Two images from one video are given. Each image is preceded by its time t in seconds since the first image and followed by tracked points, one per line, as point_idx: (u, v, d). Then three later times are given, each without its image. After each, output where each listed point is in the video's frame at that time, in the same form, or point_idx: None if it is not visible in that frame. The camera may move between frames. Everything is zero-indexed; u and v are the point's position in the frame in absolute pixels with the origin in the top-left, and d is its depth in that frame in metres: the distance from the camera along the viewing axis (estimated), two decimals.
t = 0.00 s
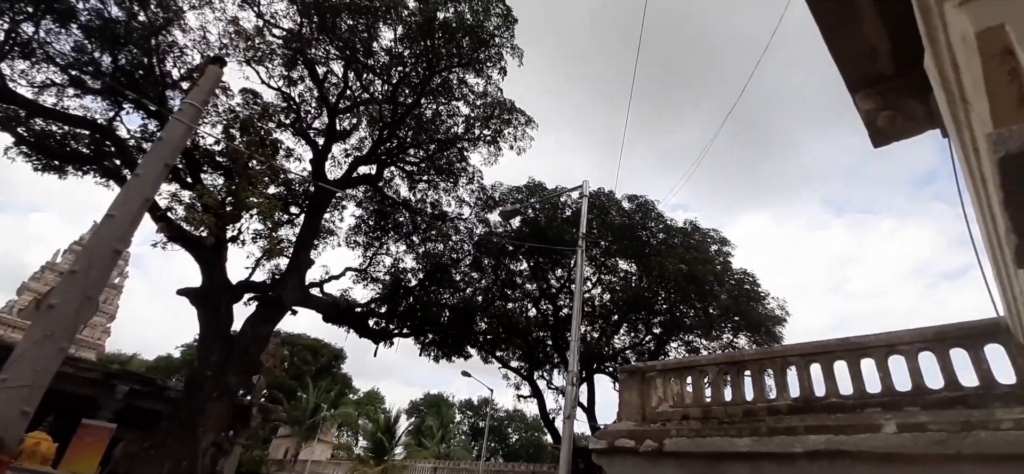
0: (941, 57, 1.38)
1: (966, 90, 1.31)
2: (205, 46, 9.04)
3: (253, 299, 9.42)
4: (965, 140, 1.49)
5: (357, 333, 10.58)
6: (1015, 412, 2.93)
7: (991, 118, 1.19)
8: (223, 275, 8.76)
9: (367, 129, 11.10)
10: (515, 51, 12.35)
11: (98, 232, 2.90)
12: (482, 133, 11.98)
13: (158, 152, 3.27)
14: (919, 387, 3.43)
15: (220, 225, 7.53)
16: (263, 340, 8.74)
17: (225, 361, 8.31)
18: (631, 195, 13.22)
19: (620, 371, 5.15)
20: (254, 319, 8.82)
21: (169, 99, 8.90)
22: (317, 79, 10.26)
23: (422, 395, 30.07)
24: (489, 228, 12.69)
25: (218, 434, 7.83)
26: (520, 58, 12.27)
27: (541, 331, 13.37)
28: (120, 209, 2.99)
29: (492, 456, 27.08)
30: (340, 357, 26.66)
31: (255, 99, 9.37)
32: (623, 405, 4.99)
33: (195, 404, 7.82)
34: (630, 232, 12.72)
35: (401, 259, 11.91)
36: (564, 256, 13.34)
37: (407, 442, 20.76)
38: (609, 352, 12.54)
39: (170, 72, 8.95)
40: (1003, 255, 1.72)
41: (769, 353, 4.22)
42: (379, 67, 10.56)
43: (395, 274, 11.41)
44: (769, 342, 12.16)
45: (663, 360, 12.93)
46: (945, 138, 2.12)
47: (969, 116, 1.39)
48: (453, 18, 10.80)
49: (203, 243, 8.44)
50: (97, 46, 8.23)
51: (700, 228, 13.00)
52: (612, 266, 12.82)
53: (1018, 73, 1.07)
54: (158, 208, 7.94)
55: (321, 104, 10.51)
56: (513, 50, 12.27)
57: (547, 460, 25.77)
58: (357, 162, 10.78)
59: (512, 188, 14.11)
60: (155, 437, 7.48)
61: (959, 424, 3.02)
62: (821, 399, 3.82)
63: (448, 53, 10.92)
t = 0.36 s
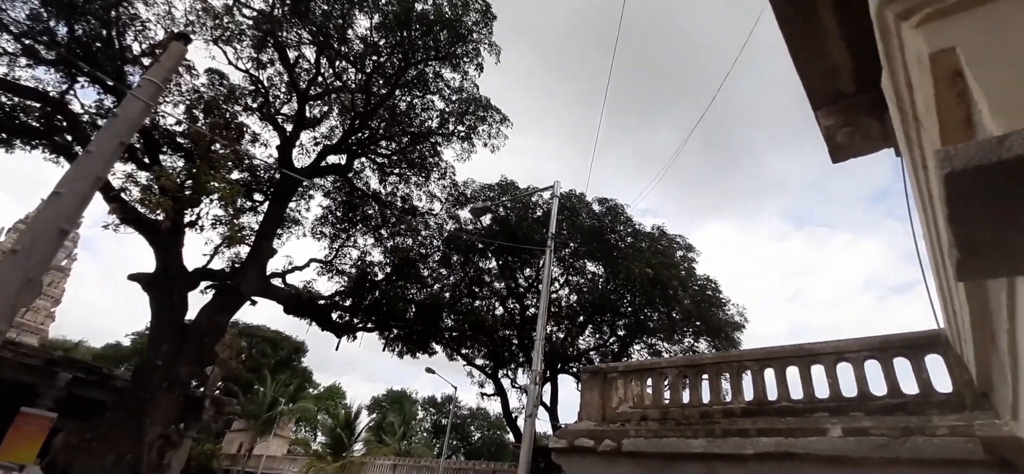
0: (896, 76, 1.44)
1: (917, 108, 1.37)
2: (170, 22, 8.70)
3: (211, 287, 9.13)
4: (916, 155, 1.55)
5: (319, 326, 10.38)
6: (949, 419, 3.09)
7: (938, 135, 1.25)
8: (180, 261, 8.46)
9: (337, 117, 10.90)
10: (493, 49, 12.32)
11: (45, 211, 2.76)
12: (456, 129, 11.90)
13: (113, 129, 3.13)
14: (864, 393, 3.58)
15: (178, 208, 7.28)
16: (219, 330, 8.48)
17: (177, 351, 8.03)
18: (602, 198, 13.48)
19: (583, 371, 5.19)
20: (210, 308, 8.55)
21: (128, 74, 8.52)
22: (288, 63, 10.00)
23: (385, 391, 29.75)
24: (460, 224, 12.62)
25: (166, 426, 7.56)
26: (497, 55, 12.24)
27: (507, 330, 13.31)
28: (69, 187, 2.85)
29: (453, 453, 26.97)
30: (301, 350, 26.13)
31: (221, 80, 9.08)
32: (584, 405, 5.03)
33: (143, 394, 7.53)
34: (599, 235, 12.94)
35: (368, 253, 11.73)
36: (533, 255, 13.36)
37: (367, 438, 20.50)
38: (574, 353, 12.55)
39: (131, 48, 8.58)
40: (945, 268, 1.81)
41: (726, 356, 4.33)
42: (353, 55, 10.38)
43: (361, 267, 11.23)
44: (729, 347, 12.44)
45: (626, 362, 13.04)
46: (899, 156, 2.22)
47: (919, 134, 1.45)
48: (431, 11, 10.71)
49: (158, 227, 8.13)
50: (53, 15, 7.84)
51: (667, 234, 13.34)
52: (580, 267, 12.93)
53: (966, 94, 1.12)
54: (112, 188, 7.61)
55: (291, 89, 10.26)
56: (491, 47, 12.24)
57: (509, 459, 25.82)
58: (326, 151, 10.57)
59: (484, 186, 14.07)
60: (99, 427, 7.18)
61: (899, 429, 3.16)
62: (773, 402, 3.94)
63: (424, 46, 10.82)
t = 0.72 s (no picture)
0: (846, 96, 1.50)
1: (863, 128, 1.44)
2: None
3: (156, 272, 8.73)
4: (861, 173, 1.63)
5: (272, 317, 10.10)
6: (880, 425, 3.26)
7: (882, 155, 1.31)
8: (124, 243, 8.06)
9: (301, 102, 10.61)
10: (466, 44, 12.23)
11: None
12: (424, 122, 11.75)
13: (55, 99, 2.95)
14: (804, 399, 3.74)
15: (124, 187, 6.93)
16: (164, 317, 8.13)
17: (117, 337, 7.65)
18: (567, 201, 13.67)
19: (539, 370, 5.22)
20: (155, 294, 8.19)
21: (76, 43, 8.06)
22: (251, 43, 9.67)
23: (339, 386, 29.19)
24: (424, 219, 12.50)
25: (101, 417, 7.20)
26: (470, 50, 12.16)
27: (467, 327, 13.27)
28: (4, 159, 2.67)
29: (406, 451, 26.67)
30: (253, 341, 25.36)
31: (177, 56, 8.70)
32: (539, 404, 5.05)
33: (76, 382, 7.14)
34: (562, 236, 13.07)
35: (328, 244, 11.48)
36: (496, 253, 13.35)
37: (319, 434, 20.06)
38: (533, 352, 12.48)
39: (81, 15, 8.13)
40: (883, 281, 1.91)
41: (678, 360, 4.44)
42: (321, 39, 10.11)
43: (320, 258, 11.00)
44: (682, 351, 12.76)
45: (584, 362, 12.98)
46: (846, 173, 2.33)
47: (864, 153, 1.52)
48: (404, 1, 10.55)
49: (101, 206, 7.71)
50: None
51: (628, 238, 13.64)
52: (542, 268, 13.01)
53: (908, 117, 1.18)
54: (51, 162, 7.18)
55: (253, 71, 9.93)
56: (464, 42, 12.15)
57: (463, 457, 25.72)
58: (287, 136, 10.27)
59: (450, 181, 13.95)
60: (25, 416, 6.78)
61: (835, 433, 3.32)
62: (719, 405, 4.06)
63: (395, 36, 10.64)
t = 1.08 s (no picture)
0: (790, 119, 1.58)
1: (804, 150, 1.51)
2: None
3: (84, 248, 8.20)
4: (800, 193, 1.71)
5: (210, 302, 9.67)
6: (804, 432, 3.45)
7: (821, 176, 1.38)
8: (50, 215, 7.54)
9: (255, 79, 10.23)
10: (433, 36, 12.08)
11: None
12: (385, 111, 11.53)
13: None
14: (737, 405, 3.90)
15: (53, 155, 6.48)
16: (91, 296, 7.64)
17: (34, 315, 7.14)
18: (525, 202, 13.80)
19: (487, 369, 5.23)
20: (82, 271, 7.69)
21: None
22: (205, 14, 9.25)
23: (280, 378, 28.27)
24: (379, 211, 12.27)
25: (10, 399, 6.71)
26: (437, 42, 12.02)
27: (417, 323, 13.15)
28: None
29: (346, 447, 26.08)
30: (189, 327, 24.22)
31: (122, 19, 8.22)
32: (484, 403, 5.05)
33: None
34: (519, 237, 13.17)
35: (276, 229, 11.08)
36: (451, 250, 13.27)
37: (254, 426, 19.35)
38: (483, 350, 12.55)
39: None
40: (813, 296, 2.02)
41: (622, 364, 4.56)
42: (281, 16, 9.78)
43: (266, 244, 10.61)
44: (628, 355, 13.05)
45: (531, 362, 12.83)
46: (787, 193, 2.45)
47: (804, 174, 1.60)
48: None
49: (26, 173, 7.18)
50: None
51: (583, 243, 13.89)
52: (496, 267, 13.04)
53: (844, 140, 1.26)
54: None
55: (205, 42, 9.49)
56: (432, 34, 12.00)
57: (405, 454, 25.38)
58: (238, 114, 9.86)
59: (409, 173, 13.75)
60: None
61: (763, 438, 3.48)
62: (659, 409, 4.19)
63: (361, 20, 10.40)
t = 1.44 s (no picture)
0: (737, 140, 1.64)
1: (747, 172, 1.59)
2: None
3: None
4: (739, 212, 1.79)
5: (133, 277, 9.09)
6: (725, 440, 3.62)
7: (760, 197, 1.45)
8: None
9: (203, 45, 9.71)
10: (398, 22, 11.84)
11: None
12: (342, 93, 11.20)
13: None
14: (666, 411, 4.04)
15: None
16: None
17: None
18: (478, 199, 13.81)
19: (426, 364, 5.17)
20: None
21: None
22: None
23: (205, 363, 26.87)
24: (327, 195, 11.91)
25: None
26: (401, 29, 11.79)
27: (358, 313, 12.85)
28: None
29: (272, 438, 25.11)
30: (107, 304, 22.62)
31: None
32: (421, 399, 4.98)
33: None
34: (469, 234, 13.16)
35: (213, 205, 10.54)
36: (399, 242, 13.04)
37: (172, 412, 18.30)
38: (424, 346, 12.29)
39: None
40: (743, 311, 2.12)
41: (561, 366, 4.63)
42: None
43: (200, 220, 10.06)
44: (568, 358, 13.24)
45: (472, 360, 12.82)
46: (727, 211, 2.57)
47: (744, 196, 1.68)
48: None
49: None
50: None
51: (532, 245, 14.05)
52: (444, 263, 12.97)
53: (782, 167, 1.33)
54: None
55: None
56: (397, 19, 11.76)
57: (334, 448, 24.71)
58: (179, 79, 9.33)
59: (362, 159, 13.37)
60: None
61: (687, 444, 3.62)
62: (593, 412, 4.28)
63: None
